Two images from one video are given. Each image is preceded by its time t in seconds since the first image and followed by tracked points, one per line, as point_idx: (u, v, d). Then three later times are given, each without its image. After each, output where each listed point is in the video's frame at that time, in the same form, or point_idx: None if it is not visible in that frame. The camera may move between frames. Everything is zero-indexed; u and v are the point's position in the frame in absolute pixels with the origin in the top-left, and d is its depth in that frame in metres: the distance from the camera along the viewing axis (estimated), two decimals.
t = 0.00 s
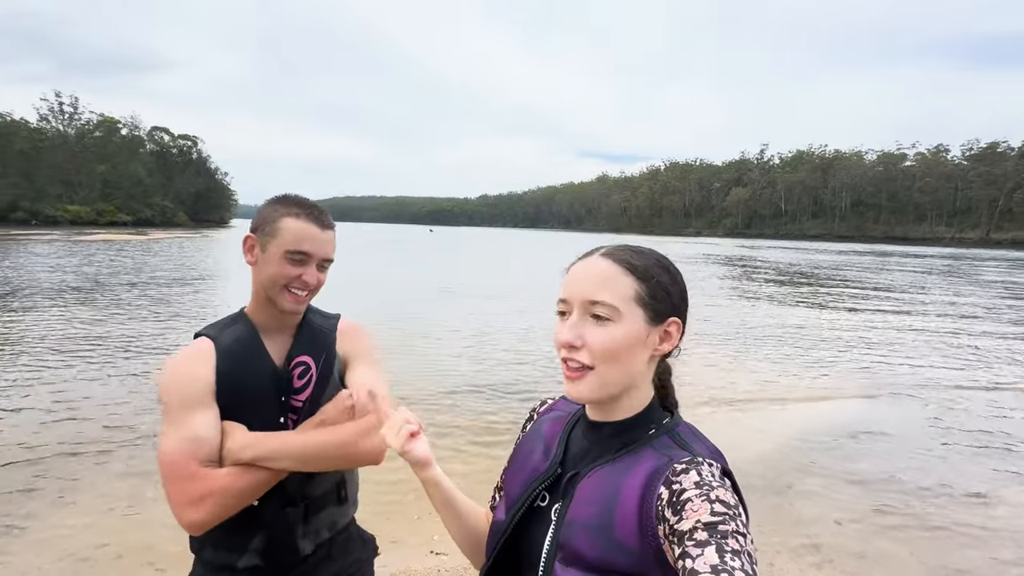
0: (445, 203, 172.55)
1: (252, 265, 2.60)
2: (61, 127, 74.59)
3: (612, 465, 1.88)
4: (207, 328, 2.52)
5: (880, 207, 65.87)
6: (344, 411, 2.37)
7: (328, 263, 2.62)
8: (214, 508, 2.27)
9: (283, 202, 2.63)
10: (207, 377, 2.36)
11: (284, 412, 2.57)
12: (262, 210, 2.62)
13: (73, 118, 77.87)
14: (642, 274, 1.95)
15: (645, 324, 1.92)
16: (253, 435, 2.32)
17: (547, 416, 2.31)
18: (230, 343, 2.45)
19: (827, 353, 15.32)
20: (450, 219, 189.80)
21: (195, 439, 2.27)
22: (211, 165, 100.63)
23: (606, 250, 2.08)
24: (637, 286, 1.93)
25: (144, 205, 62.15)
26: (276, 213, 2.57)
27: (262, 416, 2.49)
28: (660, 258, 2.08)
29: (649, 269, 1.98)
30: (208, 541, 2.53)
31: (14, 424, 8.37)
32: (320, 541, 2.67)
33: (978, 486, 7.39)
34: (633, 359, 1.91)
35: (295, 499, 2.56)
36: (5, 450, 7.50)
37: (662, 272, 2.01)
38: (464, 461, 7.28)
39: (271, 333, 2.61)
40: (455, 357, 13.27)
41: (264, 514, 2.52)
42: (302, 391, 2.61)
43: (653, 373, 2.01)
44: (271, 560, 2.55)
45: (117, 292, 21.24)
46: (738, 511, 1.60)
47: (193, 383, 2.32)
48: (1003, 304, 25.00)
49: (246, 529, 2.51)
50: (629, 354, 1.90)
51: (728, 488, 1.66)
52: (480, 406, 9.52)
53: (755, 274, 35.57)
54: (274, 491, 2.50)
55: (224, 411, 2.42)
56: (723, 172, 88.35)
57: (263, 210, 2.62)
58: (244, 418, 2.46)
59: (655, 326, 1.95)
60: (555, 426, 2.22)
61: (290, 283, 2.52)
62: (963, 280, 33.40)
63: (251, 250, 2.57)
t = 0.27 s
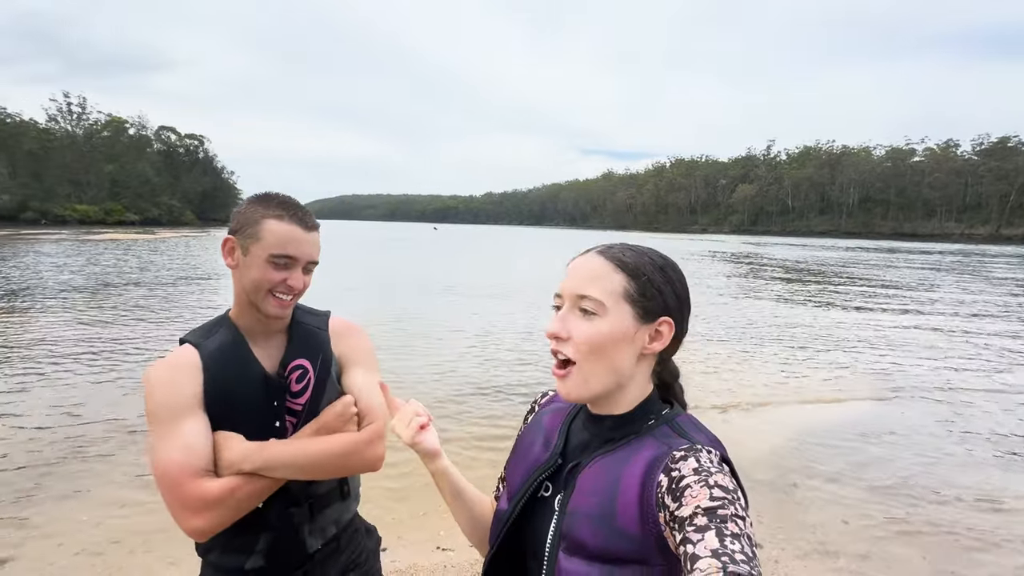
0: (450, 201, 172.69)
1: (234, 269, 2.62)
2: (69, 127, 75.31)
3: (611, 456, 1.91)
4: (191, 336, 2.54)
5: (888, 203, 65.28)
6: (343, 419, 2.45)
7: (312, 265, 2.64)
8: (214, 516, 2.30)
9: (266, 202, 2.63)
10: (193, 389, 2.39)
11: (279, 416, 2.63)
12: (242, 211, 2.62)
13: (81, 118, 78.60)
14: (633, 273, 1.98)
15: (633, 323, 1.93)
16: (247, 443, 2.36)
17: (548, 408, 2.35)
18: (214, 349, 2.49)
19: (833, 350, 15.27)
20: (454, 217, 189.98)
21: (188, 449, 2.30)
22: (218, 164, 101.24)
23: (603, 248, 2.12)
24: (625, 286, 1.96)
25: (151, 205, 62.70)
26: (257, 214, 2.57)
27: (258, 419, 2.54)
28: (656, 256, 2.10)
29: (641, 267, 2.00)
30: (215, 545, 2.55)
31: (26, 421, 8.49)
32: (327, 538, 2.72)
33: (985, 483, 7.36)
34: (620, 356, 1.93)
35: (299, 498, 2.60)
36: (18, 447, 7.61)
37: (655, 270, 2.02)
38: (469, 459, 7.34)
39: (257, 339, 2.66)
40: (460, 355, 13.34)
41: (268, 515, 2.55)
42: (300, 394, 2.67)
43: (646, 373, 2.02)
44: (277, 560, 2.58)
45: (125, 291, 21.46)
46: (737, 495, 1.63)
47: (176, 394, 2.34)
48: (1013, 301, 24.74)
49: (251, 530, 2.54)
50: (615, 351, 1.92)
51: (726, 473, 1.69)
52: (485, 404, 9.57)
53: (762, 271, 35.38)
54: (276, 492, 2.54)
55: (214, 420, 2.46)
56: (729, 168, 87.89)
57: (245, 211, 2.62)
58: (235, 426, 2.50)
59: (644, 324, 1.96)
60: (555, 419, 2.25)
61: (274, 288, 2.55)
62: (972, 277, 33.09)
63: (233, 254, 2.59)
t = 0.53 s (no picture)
0: (454, 200, 172.76)
1: (250, 271, 2.64)
2: (76, 127, 75.88)
3: (617, 461, 1.90)
4: (213, 337, 2.58)
5: (895, 200, 64.74)
6: (368, 411, 2.56)
7: (324, 264, 2.64)
8: (246, 515, 2.36)
9: (275, 203, 2.64)
10: (217, 391, 2.43)
11: (301, 413, 2.66)
12: (254, 213, 2.64)
13: (88, 118, 79.19)
14: (631, 273, 1.96)
15: (636, 324, 1.92)
16: (277, 444, 2.42)
17: (551, 411, 2.35)
18: (234, 350, 2.52)
19: (839, 349, 15.18)
20: (459, 215, 190.09)
21: (218, 450, 2.35)
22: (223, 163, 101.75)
23: (602, 247, 2.10)
24: (625, 287, 1.94)
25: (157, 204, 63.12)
26: (269, 215, 2.59)
27: (279, 419, 2.57)
28: (656, 254, 2.07)
29: (641, 268, 1.98)
30: (245, 542, 2.58)
31: (36, 420, 8.57)
32: (354, 533, 2.73)
33: (993, 483, 7.30)
34: (622, 358, 1.92)
35: (326, 493, 2.62)
36: (29, 445, 7.70)
37: (655, 269, 2.00)
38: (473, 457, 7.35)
39: (278, 338, 2.68)
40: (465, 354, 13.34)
41: (295, 510, 2.57)
42: (321, 390, 2.70)
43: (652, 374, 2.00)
44: (306, 556, 2.60)
45: (132, 290, 21.62)
46: (747, 505, 1.62)
47: (202, 399, 2.39)
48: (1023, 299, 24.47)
49: (280, 526, 2.57)
50: (618, 354, 1.91)
51: (735, 481, 1.68)
52: (489, 403, 9.58)
53: (767, 269, 35.20)
54: (302, 488, 2.56)
55: (238, 420, 2.50)
56: (734, 166, 87.45)
57: (256, 212, 2.64)
58: (257, 426, 2.54)
59: (647, 325, 1.94)
60: (558, 422, 2.24)
61: (288, 288, 2.56)
62: (981, 275, 32.77)
63: (247, 256, 2.61)
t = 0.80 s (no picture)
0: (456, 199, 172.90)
1: (275, 264, 2.73)
2: (81, 127, 76.34)
3: (615, 455, 1.93)
4: (237, 329, 2.67)
5: (900, 199, 64.49)
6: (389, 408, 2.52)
7: (346, 260, 2.71)
8: (267, 504, 2.42)
9: (303, 199, 2.73)
10: (240, 381, 2.52)
11: (320, 404, 2.73)
12: (282, 208, 2.74)
13: (93, 118, 79.71)
14: (633, 270, 1.99)
15: (641, 319, 1.97)
16: (295, 435, 2.48)
17: (552, 405, 2.38)
18: (257, 342, 2.60)
19: (842, 347, 15.18)
20: (461, 214, 190.29)
21: (239, 439, 2.42)
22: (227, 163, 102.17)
23: (607, 242, 2.14)
24: (629, 282, 1.98)
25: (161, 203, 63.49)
26: (295, 210, 2.68)
27: (299, 410, 2.65)
28: (659, 250, 2.12)
29: (647, 264, 2.02)
30: (264, 532, 2.64)
31: (43, 417, 8.66)
32: (371, 525, 2.77)
33: (996, 481, 7.29)
34: (626, 355, 1.95)
35: (344, 484, 2.67)
36: (36, 442, 7.79)
37: (660, 265, 2.04)
38: (476, 456, 7.40)
39: (299, 330, 2.77)
40: (467, 353, 13.41)
41: (314, 502, 2.62)
42: (340, 383, 2.78)
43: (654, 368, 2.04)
44: (325, 547, 2.65)
45: (137, 289, 21.80)
46: (743, 500, 1.64)
47: (225, 389, 2.47)
48: None
49: (299, 517, 2.62)
50: (623, 349, 1.95)
51: (732, 476, 1.70)
52: (492, 401, 9.63)
53: (770, 268, 35.16)
54: (320, 479, 2.61)
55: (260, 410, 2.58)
56: (737, 165, 87.24)
57: (284, 208, 2.74)
58: (277, 417, 2.60)
59: (651, 320, 1.99)
60: (556, 416, 2.28)
61: (310, 282, 2.64)
62: (986, 274, 32.63)
63: (273, 250, 2.70)
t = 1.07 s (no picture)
0: (458, 199, 172.98)
1: (289, 260, 2.74)
2: (83, 127, 76.45)
3: (617, 450, 1.93)
4: (247, 322, 2.68)
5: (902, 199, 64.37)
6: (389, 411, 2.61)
7: (360, 260, 2.71)
8: (267, 498, 2.43)
9: (316, 198, 2.74)
10: (247, 373, 2.53)
11: (324, 402, 2.72)
12: (300, 204, 2.75)
13: (95, 118, 79.82)
14: (638, 267, 1.99)
15: (646, 317, 1.96)
16: (299, 431, 2.49)
17: (555, 402, 2.38)
18: (267, 336, 2.62)
19: (844, 348, 15.15)
20: (463, 215, 190.33)
21: (242, 432, 2.45)
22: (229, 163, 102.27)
23: (615, 239, 2.13)
24: (633, 279, 1.98)
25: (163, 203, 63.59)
26: (313, 208, 2.69)
27: (303, 406, 2.65)
28: (666, 249, 2.11)
29: (655, 263, 2.02)
30: (261, 525, 2.66)
31: (44, 416, 8.66)
32: (368, 525, 2.77)
33: (999, 482, 7.26)
34: (631, 352, 1.95)
35: (341, 482, 2.67)
36: (38, 441, 7.80)
37: (665, 264, 2.04)
38: (476, 456, 7.39)
39: (307, 328, 2.77)
40: (468, 353, 13.41)
41: (312, 498, 2.63)
42: (346, 382, 2.78)
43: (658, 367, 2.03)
44: (319, 545, 2.65)
45: (138, 288, 21.82)
46: (746, 496, 1.64)
47: (233, 380, 2.49)
48: None
49: (295, 513, 2.63)
50: (627, 347, 1.94)
51: (735, 473, 1.70)
52: (492, 402, 9.64)
53: (771, 269, 35.13)
54: (319, 477, 2.62)
55: (265, 404, 2.58)
56: (739, 165, 87.14)
57: (302, 204, 2.74)
58: (282, 412, 2.61)
59: (656, 317, 1.98)
60: (559, 413, 2.28)
61: (322, 280, 2.64)
62: (988, 274, 32.56)
63: (288, 247, 2.72)
